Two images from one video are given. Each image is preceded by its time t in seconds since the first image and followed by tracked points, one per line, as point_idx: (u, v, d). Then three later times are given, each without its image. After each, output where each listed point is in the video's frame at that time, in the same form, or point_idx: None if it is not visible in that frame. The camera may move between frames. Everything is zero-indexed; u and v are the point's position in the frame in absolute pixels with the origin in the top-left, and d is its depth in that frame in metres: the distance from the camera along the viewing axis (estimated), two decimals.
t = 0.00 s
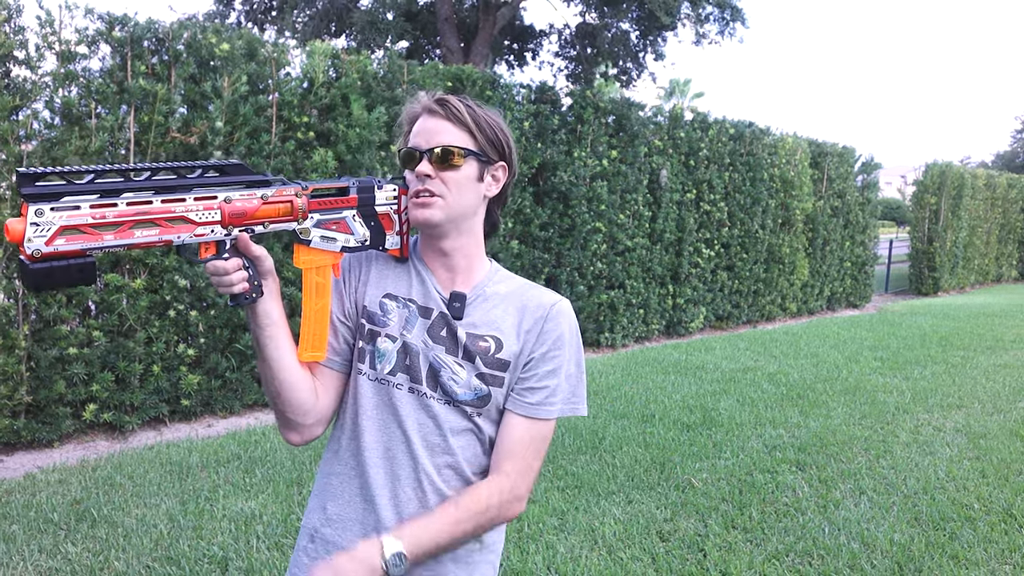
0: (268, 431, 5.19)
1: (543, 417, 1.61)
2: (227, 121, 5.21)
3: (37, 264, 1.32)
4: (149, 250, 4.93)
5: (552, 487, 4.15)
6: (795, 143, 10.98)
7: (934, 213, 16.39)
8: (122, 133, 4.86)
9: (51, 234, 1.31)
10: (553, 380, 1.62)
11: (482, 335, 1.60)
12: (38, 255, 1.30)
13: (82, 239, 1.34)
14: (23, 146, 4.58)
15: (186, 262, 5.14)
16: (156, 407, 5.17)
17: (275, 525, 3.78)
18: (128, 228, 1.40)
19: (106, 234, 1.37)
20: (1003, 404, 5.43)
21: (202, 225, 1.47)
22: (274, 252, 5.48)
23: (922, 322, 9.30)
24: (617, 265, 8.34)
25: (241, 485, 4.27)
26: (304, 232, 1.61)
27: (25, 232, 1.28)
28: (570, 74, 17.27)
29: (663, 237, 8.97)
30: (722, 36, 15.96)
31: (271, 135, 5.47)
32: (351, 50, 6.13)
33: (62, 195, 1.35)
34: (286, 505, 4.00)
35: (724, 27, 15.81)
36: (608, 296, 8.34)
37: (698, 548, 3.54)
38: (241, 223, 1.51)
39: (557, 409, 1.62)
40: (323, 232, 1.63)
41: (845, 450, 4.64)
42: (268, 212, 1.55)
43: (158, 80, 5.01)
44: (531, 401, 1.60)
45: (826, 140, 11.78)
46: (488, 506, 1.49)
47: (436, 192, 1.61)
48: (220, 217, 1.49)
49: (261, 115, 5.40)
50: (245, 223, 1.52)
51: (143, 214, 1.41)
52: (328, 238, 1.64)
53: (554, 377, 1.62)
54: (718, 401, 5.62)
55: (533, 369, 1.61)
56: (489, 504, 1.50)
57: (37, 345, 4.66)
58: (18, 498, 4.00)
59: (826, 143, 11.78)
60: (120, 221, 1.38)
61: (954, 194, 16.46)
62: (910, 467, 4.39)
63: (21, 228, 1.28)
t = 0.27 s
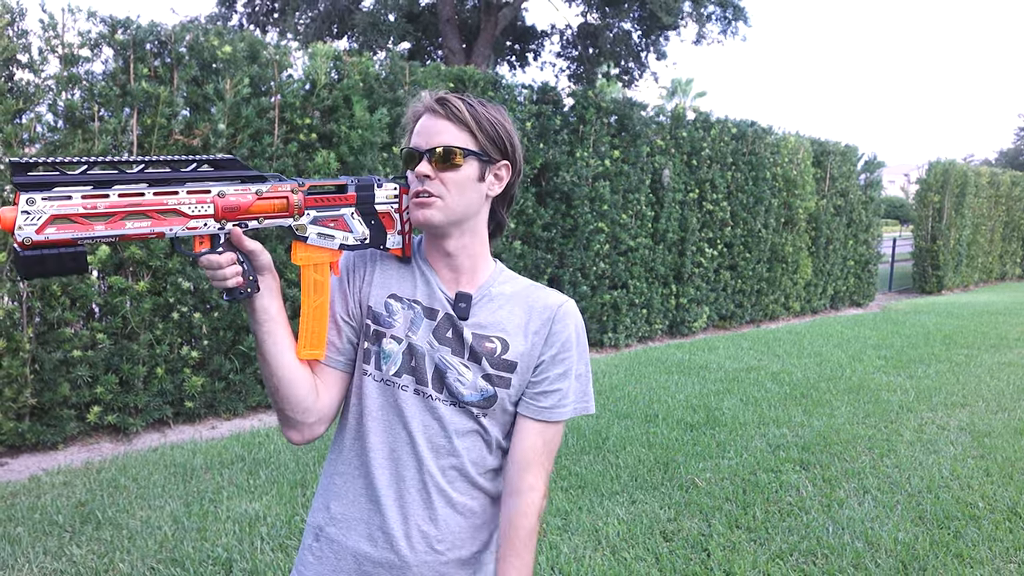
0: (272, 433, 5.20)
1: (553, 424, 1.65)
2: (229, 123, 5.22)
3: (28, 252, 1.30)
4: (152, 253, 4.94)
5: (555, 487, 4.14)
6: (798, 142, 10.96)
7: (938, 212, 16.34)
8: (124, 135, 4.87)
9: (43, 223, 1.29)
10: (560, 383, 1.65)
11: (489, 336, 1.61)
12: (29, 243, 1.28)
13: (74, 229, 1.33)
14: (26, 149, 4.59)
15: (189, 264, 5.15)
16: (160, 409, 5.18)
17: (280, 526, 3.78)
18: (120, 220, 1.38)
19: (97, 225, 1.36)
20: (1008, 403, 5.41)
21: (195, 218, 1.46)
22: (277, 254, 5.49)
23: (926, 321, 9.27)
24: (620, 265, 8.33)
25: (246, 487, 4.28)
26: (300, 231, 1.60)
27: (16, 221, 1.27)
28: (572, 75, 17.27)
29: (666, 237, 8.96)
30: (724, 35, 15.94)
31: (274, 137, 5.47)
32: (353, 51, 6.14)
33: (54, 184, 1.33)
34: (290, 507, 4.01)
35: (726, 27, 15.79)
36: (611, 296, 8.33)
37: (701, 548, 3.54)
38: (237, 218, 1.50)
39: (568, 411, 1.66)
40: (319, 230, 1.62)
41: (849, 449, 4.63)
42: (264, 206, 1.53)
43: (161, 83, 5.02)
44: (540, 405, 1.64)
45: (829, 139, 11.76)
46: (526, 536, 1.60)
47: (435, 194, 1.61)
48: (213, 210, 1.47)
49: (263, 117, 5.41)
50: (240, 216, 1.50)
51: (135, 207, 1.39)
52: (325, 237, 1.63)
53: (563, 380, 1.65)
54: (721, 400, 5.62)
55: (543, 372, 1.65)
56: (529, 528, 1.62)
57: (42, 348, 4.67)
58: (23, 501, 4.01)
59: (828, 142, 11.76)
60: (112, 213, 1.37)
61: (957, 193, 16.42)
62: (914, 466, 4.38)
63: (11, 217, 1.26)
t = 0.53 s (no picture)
0: (273, 436, 5.20)
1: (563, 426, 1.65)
2: (230, 127, 5.23)
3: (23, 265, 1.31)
4: (153, 256, 4.95)
5: (556, 489, 4.14)
6: (798, 143, 10.97)
7: (939, 213, 16.33)
8: (125, 139, 4.88)
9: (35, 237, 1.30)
10: (560, 384, 1.65)
11: (485, 337, 1.61)
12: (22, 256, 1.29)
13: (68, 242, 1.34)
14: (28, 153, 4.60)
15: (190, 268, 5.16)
16: (161, 412, 5.18)
17: (281, 529, 3.79)
18: (113, 232, 1.40)
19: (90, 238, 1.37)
20: (1009, 403, 5.40)
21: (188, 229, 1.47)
22: (277, 257, 5.50)
23: (927, 322, 9.26)
24: (620, 267, 8.34)
25: (247, 490, 4.28)
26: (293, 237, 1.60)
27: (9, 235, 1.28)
28: (572, 77, 17.28)
29: (666, 239, 8.96)
30: (723, 37, 15.96)
31: (274, 141, 5.48)
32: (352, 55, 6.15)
33: (47, 200, 1.35)
34: (291, 510, 4.01)
35: (725, 29, 15.80)
36: (612, 299, 8.33)
37: (702, 550, 3.54)
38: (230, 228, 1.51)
39: (571, 412, 1.66)
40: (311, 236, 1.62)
41: (850, 451, 4.63)
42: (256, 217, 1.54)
43: (162, 87, 5.03)
44: (541, 406, 1.64)
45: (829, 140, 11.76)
46: (537, 536, 1.62)
47: (428, 199, 1.61)
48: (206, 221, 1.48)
49: (264, 120, 5.41)
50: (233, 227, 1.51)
51: (128, 219, 1.41)
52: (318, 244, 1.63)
53: (564, 381, 1.65)
54: (721, 402, 5.61)
55: (542, 375, 1.64)
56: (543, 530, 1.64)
57: (43, 352, 4.68)
58: (24, 505, 4.02)
59: (828, 143, 11.76)
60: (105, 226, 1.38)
61: (958, 193, 16.41)
62: (914, 467, 4.37)
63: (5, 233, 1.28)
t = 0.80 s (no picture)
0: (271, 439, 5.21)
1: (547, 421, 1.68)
2: (227, 130, 5.23)
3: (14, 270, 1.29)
4: (151, 260, 4.95)
5: (554, 492, 4.14)
6: (796, 145, 10.98)
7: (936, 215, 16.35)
8: (123, 143, 4.88)
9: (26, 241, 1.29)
10: (548, 386, 1.67)
11: (478, 337, 1.61)
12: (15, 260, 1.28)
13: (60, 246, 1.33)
14: (25, 157, 4.59)
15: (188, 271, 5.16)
16: (159, 416, 5.18)
17: (279, 532, 3.79)
18: (105, 236, 1.39)
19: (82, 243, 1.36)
20: (1006, 404, 5.41)
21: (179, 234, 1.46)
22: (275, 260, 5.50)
23: (925, 323, 9.28)
24: (618, 269, 8.35)
25: (245, 493, 4.28)
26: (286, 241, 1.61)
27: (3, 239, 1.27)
28: (569, 80, 17.30)
29: (664, 241, 8.97)
30: (721, 40, 15.98)
31: (272, 144, 5.48)
32: (350, 58, 6.15)
33: (39, 205, 1.33)
34: (289, 513, 4.01)
35: (723, 32, 15.82)
36: (609, 301, 8.34)
37: (700, 552, 3.54)
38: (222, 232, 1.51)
39: (559, 412, 1.69)
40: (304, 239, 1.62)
41: (847, 452, 4.63)
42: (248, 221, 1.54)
43: (160, 90, 5.03)
44: (528, 407, 1.66)
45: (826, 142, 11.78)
46: (520, 535, 1.64)
47: (422, 202, 1.62)
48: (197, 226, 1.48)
49: (261, 123, 5.42)
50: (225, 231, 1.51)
51: (120, 222, 1.40)
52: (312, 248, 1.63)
53: (553, 382, 1.67)
54: (719, 404, 5.61)
55: (532, 376, 1.66)
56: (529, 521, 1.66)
57: (41, 355, 4.67)
58: (22, 509, 4.01)
59: (826, 145, 11.78)
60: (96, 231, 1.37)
61: (955, 195, 16.43)
62: (912, 468, 4.37)
63: None
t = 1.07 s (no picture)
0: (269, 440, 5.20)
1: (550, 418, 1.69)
2: (225, 130, 5.22)
3: None
4: (148, 261, 4.94)
5: (551, 492, 4.15)
6: (792, 146, 11.00)
7: (933, 215, 16.38)
8: (120, 143, 4.87)
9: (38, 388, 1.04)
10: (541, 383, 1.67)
11: (470, 337, 1.61)
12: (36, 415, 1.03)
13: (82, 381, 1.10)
14: (22, 157, 4.58)
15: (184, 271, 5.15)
16: (156, 416, 5.17)
17: (277, 533, 3.79)
18: (70, 378, 1.06)
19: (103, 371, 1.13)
20: (1002, 405, 5.43)
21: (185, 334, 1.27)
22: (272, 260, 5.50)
23: (921, 324, 9.29)
24: (615, 269, 8.35)
25: (242, 493, 4.28)
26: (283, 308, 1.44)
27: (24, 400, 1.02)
28: (566, 80, 17.30)
29: (661, 241, 8.98)
30: (718, 40, 15.99)
31: (269, 144, 5.47)
32: (347, 58, 6.15)
33: None
34: (287, 513, 4.01)
35: (720, 32, 15.83)
36: (607, 301, 8.35)
37: (697, 551, 3.55)
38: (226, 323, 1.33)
39: (555, 411, 1.70)
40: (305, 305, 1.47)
41: (844, 452, 4.64)
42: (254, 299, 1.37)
43: (156, 91, 5.03)
44: (523, 407, 1.66)
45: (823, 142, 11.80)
46: (528, 533, 1.65)
47: (444, 207, 1.59)
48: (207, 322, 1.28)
49: (258, 123, 5.41)
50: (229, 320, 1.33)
51: (85, 359, 1.07)
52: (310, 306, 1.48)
53: (548, 381, 1.68)
54: (716, 404, 5.62)
55: (526, 376, 1.66)
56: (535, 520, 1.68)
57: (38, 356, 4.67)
58: (18, 510, 4.01)
59: (823, 146, 11.80)
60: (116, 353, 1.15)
61: (951, 196, 16.47)
62: (908, 468, 4.38)
63: None
